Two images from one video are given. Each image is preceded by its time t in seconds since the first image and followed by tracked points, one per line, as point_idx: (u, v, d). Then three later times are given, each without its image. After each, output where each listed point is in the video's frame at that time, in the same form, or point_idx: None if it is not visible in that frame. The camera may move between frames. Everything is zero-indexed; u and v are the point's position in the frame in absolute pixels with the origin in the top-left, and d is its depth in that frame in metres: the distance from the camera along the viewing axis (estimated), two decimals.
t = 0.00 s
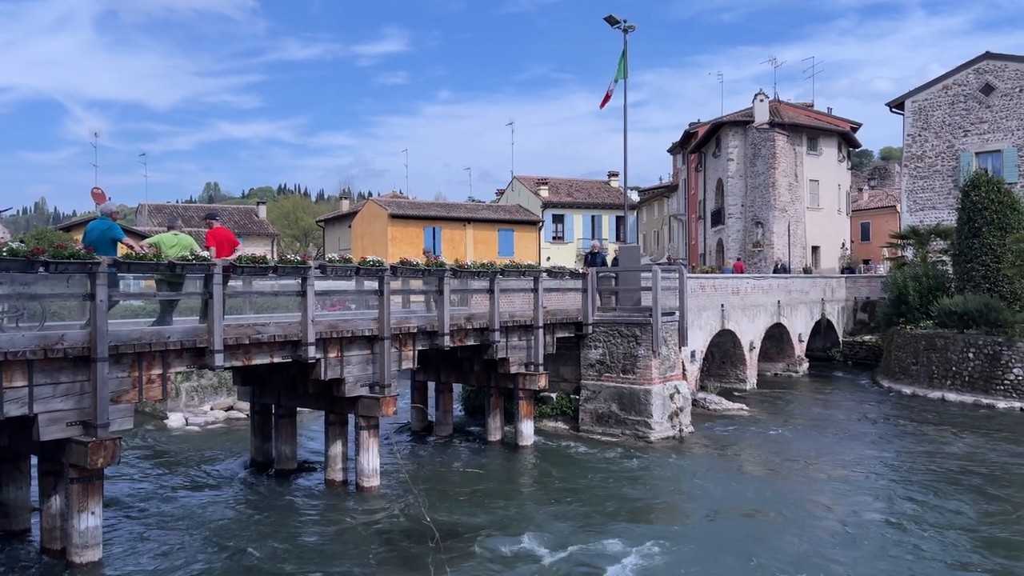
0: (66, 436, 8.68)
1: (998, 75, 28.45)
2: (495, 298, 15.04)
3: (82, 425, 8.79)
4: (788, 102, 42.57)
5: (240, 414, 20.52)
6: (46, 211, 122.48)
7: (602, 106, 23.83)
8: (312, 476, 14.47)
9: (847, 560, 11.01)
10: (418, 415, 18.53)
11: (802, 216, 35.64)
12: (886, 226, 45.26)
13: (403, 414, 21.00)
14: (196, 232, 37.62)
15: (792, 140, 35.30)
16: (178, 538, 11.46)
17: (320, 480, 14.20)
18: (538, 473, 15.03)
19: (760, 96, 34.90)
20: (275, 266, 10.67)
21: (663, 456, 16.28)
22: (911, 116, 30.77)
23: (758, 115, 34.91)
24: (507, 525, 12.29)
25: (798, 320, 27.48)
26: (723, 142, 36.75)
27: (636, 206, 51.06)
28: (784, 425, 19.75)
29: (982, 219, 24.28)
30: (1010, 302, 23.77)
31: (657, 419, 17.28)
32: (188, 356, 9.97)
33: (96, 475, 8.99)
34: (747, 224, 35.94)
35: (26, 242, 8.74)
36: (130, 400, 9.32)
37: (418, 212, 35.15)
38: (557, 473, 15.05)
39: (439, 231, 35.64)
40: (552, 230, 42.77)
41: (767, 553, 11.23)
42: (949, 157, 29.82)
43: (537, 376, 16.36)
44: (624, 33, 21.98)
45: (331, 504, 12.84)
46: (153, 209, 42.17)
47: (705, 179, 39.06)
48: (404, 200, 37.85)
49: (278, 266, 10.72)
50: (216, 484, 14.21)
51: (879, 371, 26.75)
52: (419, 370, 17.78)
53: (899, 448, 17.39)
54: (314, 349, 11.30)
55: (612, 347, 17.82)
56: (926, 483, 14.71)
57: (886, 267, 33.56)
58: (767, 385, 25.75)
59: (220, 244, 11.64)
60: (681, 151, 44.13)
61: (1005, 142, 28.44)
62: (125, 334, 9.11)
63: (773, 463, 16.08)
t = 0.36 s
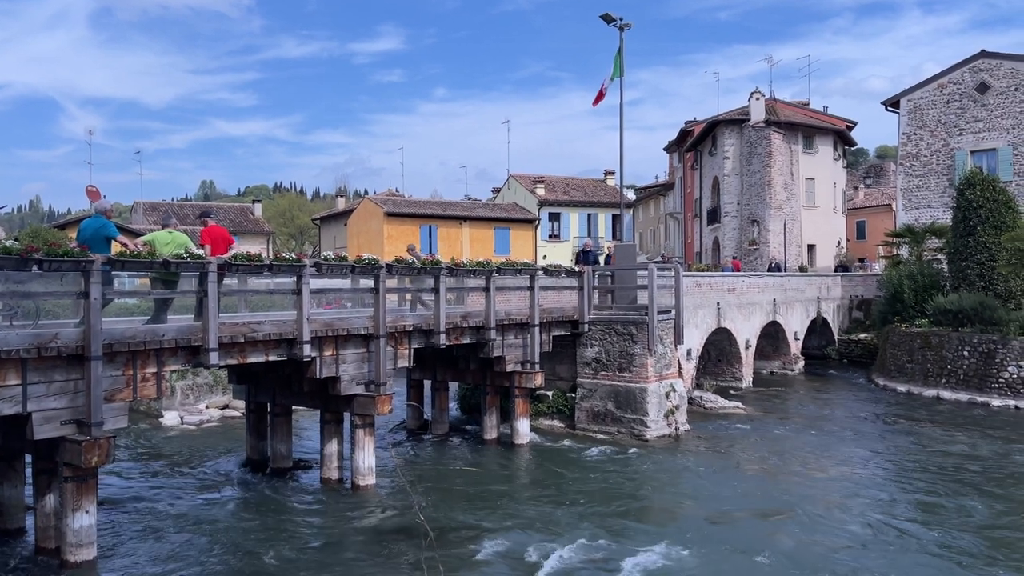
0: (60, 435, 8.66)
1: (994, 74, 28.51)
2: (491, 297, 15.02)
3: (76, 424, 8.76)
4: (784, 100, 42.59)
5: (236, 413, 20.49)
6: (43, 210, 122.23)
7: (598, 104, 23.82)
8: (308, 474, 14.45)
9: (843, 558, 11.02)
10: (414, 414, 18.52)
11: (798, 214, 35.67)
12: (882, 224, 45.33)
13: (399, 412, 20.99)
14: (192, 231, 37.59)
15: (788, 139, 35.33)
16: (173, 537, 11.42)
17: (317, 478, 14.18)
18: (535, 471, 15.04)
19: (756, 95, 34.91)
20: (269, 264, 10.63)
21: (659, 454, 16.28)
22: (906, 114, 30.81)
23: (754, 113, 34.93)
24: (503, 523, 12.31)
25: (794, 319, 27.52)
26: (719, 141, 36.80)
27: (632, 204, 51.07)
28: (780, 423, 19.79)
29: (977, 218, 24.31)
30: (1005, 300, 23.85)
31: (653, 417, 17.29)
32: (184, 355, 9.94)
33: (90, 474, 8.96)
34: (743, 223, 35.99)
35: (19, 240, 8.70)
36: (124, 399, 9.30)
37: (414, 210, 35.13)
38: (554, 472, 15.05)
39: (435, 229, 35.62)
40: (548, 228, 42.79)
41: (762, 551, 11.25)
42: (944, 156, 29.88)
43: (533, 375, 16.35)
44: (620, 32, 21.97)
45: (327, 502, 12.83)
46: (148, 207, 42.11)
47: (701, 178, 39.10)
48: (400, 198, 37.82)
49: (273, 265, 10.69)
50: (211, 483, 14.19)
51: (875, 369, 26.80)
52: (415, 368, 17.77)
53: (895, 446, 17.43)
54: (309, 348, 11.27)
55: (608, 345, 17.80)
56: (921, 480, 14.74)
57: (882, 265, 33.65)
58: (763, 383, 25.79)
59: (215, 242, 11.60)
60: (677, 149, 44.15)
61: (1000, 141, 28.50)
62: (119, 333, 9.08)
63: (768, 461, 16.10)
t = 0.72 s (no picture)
0: (53, 434, 8.62)
1: (988, 73, 28.60)
2: (486, 295, 15.01)
3: (69, 423, 8.73)
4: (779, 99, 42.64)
5: (230, 412, 20.46)
6: (37, 208, 121.92)
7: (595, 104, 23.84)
8: (302, 473, 14.43)
9: (836, 555, 11.06)
10: (409, 413, 18.50)
11: (792, 213, 35.73)
12: (876, 223, 45.42)
13: (394, 411, 20.98)
14: (186, 230, 37.51)
15: (782, 138, 35.38)
16: (166, 537, 11.39)
17: (311, 478, 14.16)
18: (529, 470, 15.04)
19: (751, 94, 34.94)
20: (264, 263, 10.60)
21: (654, 453, 16.28)
22: (900, 114, 30.89)
23: (748, 112, 34.96)
24: (497, 521, 12.32)
25: (789, 317, 27.58)
26: (714, 140, 36.84)
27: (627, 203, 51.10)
28: (775, 422, 19.82)
29: (970, 217, 24.35)
30: (998, 299, 23.95)
31: (647, 416, 17.30)
32: (177, 354, 9.92)
33: (83, 473, 8.92)
34: (738, 222, 36.04)
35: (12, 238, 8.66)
36: (117, 398, 9.27)
37: (409, 209, 35.10)
38: (548, 470, 15.06)
39: (430, 228, 35.60)
40: (543, 227, 42.81)
41: (756, 549, 11.28)
42: (938, 155, 29.96)
43: (528, 374, 16.35)
44: (615, 30, 21.95)
45: (321, 501, 12.82)
46: (142, 206, 42.01)
47: (696, 177, 39.14)
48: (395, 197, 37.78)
49: (267, 264, 10.67)
50: (206, 482, 14.17)
51: (869, 368, 26.88)
52: (410, 367, 17.76)
53: (889, 445, 17.47)
54: (303, 347, 11.24)
55: (602, 344, 17.82)
56: (915, 479, 14.77)
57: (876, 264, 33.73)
58: (758, 381, 25.83)
59: (209, 241, 11.56)
60: (672, 148, 44.18)
61: (994, 140, 28.58)
62: (113, 332, 9.05)
63: (763, 460, 16.12)
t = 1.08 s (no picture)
0: (38, 433, 8.57)
1: (974, 73, 28.79)
2: (475, 294, 14.99)
3: (54, 423, 8.67)
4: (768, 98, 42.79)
5: (217, 411, 20.36)
6: (22, 206, 121.00)
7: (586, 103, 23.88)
8: (291, 472, 14.38)
9: (823, 552, 11.13)
10: (398, 411, 18.46)
11: (781, 212, 35.86)
12: (863, 222, 45.68)
13: (383, 410, 20.94)
14: (173, 228, 37.28)
15: (771, 137, 35.50)
16: (153, 537, 11.34)
17: (300, 477, 14.11)
18: (518, 469, 15.05)
19: (740, 93, 35.04)
20: (251, 261, 10.54)
21: (643, 451, 16.32)
22: (887, 113, 31.05)
23: (737, 111, 35.06)
24: (486, 520, 12.33)
25: (777, 316, 27.68)
26: (703, 139, 36.94)
27: (616, 202, 51.18)
28: (763, 420, 19.91)
29: (956, 216, 24.47)
30: (984, 298, 24.14)
31: (636, 414, 17.34)
32: (164, 353, 9.86)
33: (69, 473, 8.86)
34: (727, 221, 36.17)
35: None
36: (103, 397, 9.22)
37: (398, 207, 35.01)
38: (538, 468, 15.08)
39: (420, 226, 35.54)
40: (532, 226, 42.82)
41: (744, 546, 11.34)
42: (924, 154, 30.14)
43: (517, 372, 16.35)
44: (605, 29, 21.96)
45: (310, 500, 12.79)
46: (129, 203, 41.71)
47: (685, 176, 39.23)
48: (384, 195, 37.67)
49: (255, 262, 10.62)
50: (193, 482, 14.10)
51: (856, 366, 27.03)
52: (399, 366, 17.72)
53: (876, 442, 17.57)
54: (291, 345, 11.19)
55: (592, 342, 17.84)
56: (901, 476, 14.89)
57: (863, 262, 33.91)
58: (746, 380, 25.93)
59: (196, 239, 11.50)
60: (661, 147, 44.26)
61: (980, 140, 28.78)
62: (99, 330, 8.99)
63: (751, 458, 16.19)
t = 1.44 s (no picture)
0: (22, 433, 8.49)
1: (960, 74, 28.99)
2: (464, 293, 14.97)
3: (39, 422, 8.60)
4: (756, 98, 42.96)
5: (205, 410, 20.26)
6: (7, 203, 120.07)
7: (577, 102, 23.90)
8: (278, 472, 14.31)
9: (812, 550, 11.19)
10: (386, 410, 18.41)
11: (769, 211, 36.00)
12: (850, 222, 45.95)
13: (371, 409, 20.89)
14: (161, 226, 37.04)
15: (759, 137, 35.64)
16: (138, 537, 11.26)
17: (287, 476, 14.05)
18: (507, 468, 15.04)
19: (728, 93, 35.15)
20: (239, 260, 10.48)
21: (631, 450, 16.35)
22: (875, 113, 31.23)
23: (726, 111, 35.16)
24: (473, 518, 12.33)
25: (765, 315, 27.79)
26: (692, 138, 37.05)
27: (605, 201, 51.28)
28: (750, 419, 19.99)
29: (942, 216, 24.62)
30: (969, 297, 24.31)
31: (625, 413, 17.36)
32: (151, 352, 9.79)
33: (54, 473, 8.79)
34: (715, 220, 36.29)
35: None
36: (89, 396, 9.16)
37: (387, 205, 34.93)
38: (526, 467, 15.08)
39: (409, 225, 35.47)
40: (521, 225, 42.82)
41: (733, 544, 11.38)
42: (911, 154, 30.34)
43: (506, 371, 16.33)
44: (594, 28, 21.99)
45: (297, 500, 12.74)
46: (116, 201, 41.41)
47: (674, 175, 39.33)
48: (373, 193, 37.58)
49: (243, 260, 10.55)
50: (180, 482, 14.01)
51: (843, 365, 27.17)
52: (388, 365, 17.69)
53: (862, 441, 17.66)
54: (279, 344, 11.14)
55: (581, 341, 17.85)
56: (887, 475, 14.98)
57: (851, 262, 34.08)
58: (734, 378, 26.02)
59: (183, 237, 11.43)
60: (650, 146, 44.35)
61: (966, 141, 28.98)
62: (84, 329, 8.93)
63: (739, 457, 16.24)
